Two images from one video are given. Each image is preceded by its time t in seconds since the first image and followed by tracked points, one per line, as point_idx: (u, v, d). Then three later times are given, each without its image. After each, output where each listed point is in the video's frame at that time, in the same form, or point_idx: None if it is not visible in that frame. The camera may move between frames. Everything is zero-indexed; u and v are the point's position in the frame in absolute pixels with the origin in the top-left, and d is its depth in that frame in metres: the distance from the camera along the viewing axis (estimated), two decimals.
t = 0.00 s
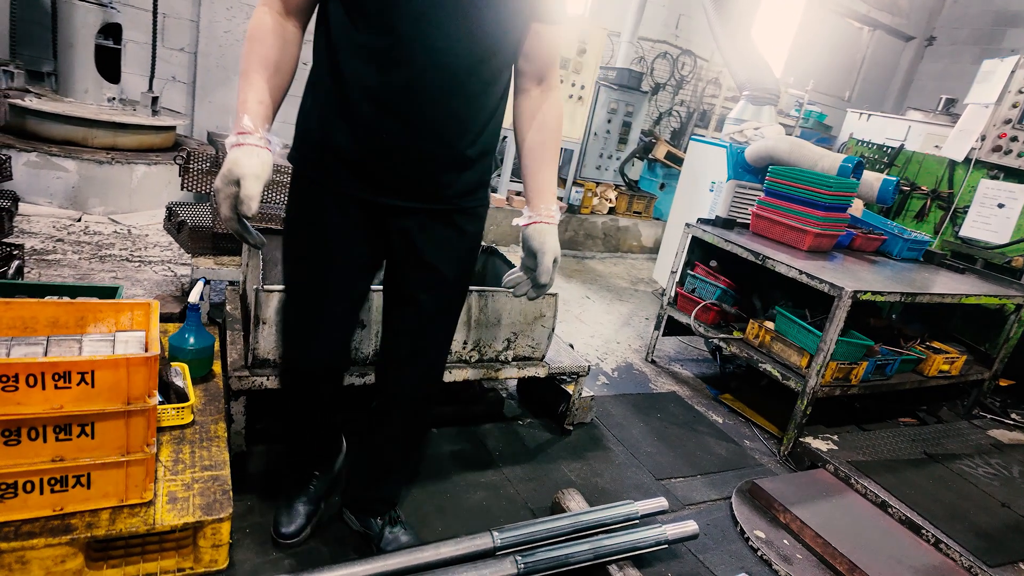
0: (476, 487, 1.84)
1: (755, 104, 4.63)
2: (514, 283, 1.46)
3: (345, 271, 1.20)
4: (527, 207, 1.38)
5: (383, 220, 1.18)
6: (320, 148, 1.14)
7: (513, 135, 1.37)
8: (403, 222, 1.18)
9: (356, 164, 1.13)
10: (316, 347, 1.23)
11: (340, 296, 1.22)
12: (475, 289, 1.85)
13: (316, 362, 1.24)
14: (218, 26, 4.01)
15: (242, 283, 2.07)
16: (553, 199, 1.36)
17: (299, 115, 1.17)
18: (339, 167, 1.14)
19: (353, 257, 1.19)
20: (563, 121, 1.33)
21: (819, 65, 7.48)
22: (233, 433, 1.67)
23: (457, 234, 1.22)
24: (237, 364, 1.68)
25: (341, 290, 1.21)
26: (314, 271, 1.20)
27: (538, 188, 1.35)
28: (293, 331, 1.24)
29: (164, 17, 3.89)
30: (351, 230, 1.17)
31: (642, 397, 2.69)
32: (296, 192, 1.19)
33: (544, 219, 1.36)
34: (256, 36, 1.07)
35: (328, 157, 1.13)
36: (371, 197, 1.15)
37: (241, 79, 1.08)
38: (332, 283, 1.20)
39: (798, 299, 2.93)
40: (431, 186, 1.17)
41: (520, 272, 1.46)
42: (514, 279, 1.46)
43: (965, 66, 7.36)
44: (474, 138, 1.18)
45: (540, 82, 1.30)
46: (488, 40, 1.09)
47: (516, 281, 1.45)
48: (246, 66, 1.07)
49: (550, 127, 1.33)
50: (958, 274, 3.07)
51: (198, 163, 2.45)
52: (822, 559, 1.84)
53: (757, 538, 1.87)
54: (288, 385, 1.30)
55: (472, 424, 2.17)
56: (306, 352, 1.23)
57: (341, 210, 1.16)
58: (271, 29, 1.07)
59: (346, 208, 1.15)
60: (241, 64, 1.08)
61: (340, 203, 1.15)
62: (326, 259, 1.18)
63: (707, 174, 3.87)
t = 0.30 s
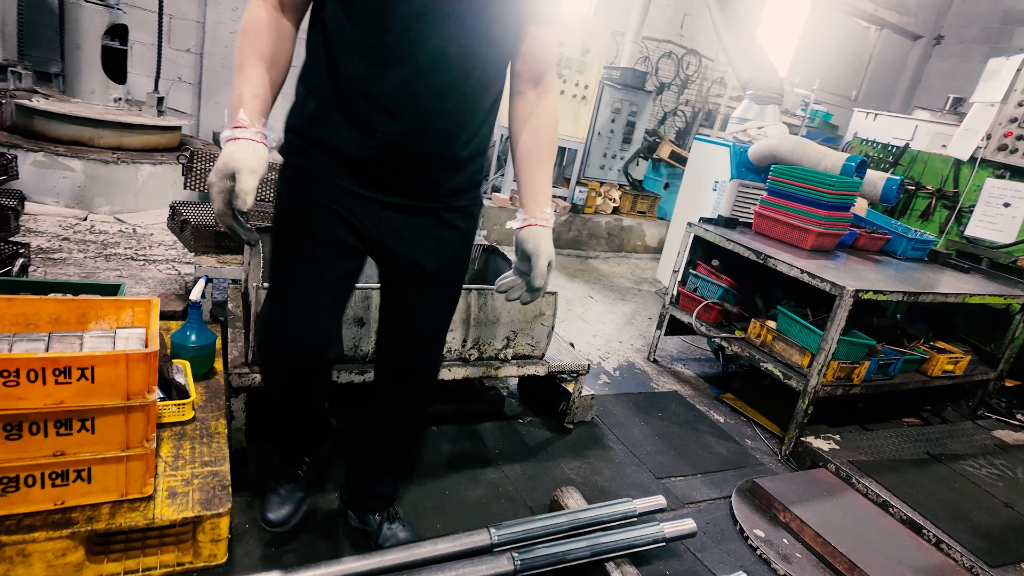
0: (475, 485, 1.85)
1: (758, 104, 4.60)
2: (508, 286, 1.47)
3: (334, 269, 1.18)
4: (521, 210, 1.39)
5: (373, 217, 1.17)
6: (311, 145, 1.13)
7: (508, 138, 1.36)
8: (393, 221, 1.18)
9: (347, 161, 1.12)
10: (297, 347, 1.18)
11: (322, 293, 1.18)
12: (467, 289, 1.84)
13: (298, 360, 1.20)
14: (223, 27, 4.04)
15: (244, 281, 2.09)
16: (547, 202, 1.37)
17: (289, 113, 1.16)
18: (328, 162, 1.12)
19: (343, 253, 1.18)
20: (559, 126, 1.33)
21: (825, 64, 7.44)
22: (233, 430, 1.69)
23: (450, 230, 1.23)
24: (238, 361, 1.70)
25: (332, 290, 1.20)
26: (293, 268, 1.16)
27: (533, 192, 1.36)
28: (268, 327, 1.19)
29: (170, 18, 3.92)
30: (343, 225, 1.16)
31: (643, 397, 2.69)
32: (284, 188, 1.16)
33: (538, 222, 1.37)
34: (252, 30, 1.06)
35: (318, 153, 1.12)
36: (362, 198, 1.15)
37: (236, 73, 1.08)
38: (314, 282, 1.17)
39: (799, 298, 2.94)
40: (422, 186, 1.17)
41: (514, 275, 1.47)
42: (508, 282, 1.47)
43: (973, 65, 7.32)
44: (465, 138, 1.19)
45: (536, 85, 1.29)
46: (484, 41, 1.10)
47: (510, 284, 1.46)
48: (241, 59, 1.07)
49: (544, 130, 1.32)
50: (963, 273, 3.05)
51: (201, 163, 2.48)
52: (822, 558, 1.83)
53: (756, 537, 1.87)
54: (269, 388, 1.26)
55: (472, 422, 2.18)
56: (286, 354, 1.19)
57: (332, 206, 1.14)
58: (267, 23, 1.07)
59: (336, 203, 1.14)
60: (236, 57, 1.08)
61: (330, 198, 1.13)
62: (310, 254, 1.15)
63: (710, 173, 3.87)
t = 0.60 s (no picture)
0: (475, 481, 1.86)
1: (762, 102, 4.59)
2: (502, 289, 1.46)
3: (324, 260, 1.17)
4: (515, 212, 1.38)
5: (366, 213, 1.17)
6: (304, 141, 1.13)
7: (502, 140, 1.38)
8: (386, 217, 1.18)
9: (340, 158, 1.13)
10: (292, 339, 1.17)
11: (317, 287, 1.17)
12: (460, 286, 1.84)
13: (291, 356, 1.19)
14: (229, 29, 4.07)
15: (246, 280, 2.11)
16: (541, 204, 1.37)
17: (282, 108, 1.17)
18: (320, 158, 1.13)
19: (338, 247, 1.17)
20: (553, 129, 1.34)
21: (832, 63, 7.41)
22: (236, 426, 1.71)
23: (443, 226, 1.24)
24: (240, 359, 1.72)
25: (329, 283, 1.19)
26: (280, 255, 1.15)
27: (526, 194, 1.36)
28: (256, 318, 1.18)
29: (176, 20, 3.95)
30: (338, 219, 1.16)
31: (645, 395, 2.70)
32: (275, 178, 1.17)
33: (531, 224, 1.36)
34: (246, 26, 1.07)
35: (311, 148, 1.13)
36: (356, 195, 1.15)
37: (230, 69, 1.08)
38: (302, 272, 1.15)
39: (802, 296, 2.93)
40: (416, 185, 1.18)
41: (508, 277, 1.46)
42: (502, 285, 1.46)
43: (981, 63, 7.27)
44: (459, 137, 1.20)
45: (531, 86, 1.31)
46: (479, 42, 1.12)
47: (503, 288, 1.46)
48: (235, 54, 1.07)
49: (538, 131, 1.33)
50: (968, 272, 3.03)
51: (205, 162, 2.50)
52: (823, 556, 1.83)
53: (757, 535, 1.87)
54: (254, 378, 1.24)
55: (474, 420, 2.19)
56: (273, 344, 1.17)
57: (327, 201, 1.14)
58: (262, 20, 1.08)
59: (331, 198, 1.14)
60: (230, 52, 1.08)
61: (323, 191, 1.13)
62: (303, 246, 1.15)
63: (714, 172, 3.87)
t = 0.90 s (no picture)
0: (476, 477, 1.87)
1: (766, 100, 4.56)
2: (494, 289, 1.48)
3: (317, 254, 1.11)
4: (509, 212, 1.40)
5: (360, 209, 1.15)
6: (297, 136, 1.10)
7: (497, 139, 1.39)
8: (381, 216, 1.17)
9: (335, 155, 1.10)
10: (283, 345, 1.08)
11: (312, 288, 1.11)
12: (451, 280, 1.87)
13: (281, 355, 1.11)
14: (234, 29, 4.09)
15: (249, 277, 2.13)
16: (534, 204, 1.39)
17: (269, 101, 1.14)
18: (312, 156, 1.09)
19: (333, 247, 1.14)
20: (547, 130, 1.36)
21: (838, 61, 7.38)
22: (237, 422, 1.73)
23: (438, 221, 1.25)
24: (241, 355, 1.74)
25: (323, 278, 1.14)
26: (267, 252, 1.09)
27: (520, 194, 1.38)
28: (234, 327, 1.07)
29: (182, 21, 3.98)
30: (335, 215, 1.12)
31: (647, 393, 2.70)
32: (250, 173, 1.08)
33: (525, 224, 1.38)
34: (239, 19, 1.05)
35: (303, 144, 1.09)
36: (353, 194, 1.13)
37: (222, 62, 1.06)
38: (291, 273, 1.08)
39: (805, 294, 2.92)
40: (412, 182, 1.18)
41: (500, 278, 1.48)
42: (494, 285, 1.48)
43: (989, 60, 7.22)
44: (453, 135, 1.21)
45: (526, 86, 1.33)
46: (476, 41, 1.13)
47: (497, 287, 1.48)
48: (229, 48, 1.05)
49: (531, 131, 1.35)
50: (973, 270, 3.01)
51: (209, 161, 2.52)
52: (824, 553, 1.82)
53: (757, 532, 1.87)
54: (230, 392, 1.13)
55: (475, 417, 2.20)
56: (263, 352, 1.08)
57: (325, 199, 1.11)
58: (256, 13, 1.06)
59: (330, 195, 1.11)
60: (222, 48, 1.07)
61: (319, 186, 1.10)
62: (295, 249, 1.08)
63: (717, 171, 3.87)
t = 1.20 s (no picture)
0: (475, 471, 1.88)
1: (771, 97, 4.53)
2: (484, 290, 1.44)
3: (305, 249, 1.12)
4: (497, 211, 1.39)
5: (348, 206, 1.15)
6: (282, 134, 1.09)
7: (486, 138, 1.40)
8: (369, 212, 1.17)
9: (322, 154, 1.10)
10: (258, 350, 1.05)
11: (297, 288, 1.09)
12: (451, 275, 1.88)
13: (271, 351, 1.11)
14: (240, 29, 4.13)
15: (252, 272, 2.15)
16: (524, 204, 1.38)
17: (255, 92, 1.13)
18: (300, 155, 1.08)
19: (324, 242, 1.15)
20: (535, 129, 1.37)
21: (846, 59, 7.33)
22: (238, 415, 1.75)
23: (426, 217, 1.26)
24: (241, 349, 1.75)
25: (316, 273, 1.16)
26: (248, 253, 1.07)
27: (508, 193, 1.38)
28: (211, 330, 1.03)
29: (189, 21, 4.02)
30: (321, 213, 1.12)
31: (649, 390, 2.70)
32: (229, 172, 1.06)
33: (513, 223, 1.37)
34: (226, 11, 0.98)
35: (291, 142, 1.08)
36: (340, 192, 1.13)
37: (206, 57, 0.99)
38: (271, 274, 1.06)
39: (809, 291, 2.90)
40: (398, 178, 1.18)
41: (488, 279, 1.44)
42: (484, 287, 1.44)
43: (999, 57, 7.16)
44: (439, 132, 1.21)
45: (515, 85, 1.34)
46: (465, 39, 1.13)
47: (487, 288, 1.44)
48: (216, 42, 0.98)
49: (519, 130, 1.36)
50: (980, 266, 2.98)
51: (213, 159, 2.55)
52: (825, 549, 1.81)
53: (757, 528, 1.86)
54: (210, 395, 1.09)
55: (476, 413, 2.20)
56: (235, 358, 1.04)
57: (311, 198, 1.10)
58: (244, 6, 1.00)
59: (318, 193, 1.11)
60: (207, 39, 0.99)
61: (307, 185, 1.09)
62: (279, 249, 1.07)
63: (722, 168, 3.86)
